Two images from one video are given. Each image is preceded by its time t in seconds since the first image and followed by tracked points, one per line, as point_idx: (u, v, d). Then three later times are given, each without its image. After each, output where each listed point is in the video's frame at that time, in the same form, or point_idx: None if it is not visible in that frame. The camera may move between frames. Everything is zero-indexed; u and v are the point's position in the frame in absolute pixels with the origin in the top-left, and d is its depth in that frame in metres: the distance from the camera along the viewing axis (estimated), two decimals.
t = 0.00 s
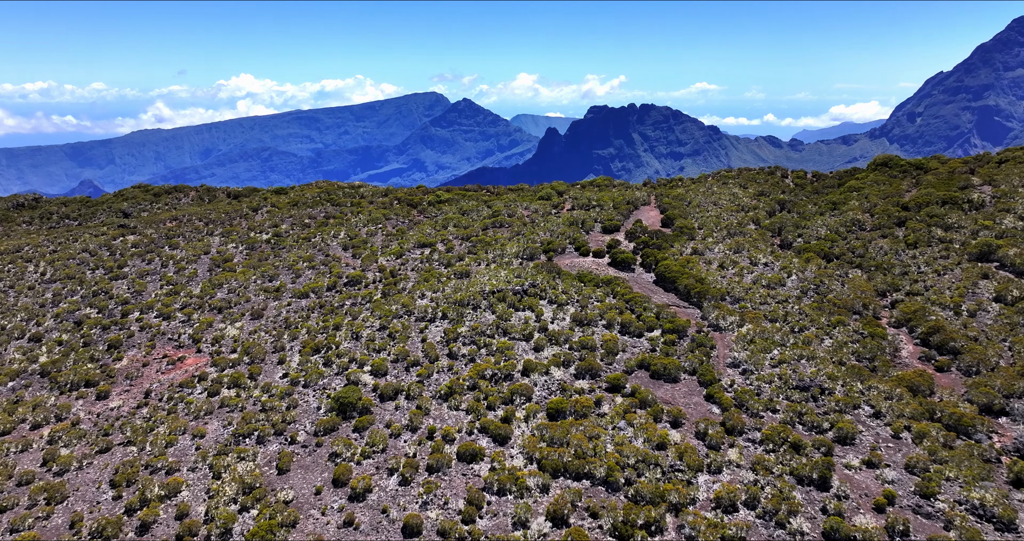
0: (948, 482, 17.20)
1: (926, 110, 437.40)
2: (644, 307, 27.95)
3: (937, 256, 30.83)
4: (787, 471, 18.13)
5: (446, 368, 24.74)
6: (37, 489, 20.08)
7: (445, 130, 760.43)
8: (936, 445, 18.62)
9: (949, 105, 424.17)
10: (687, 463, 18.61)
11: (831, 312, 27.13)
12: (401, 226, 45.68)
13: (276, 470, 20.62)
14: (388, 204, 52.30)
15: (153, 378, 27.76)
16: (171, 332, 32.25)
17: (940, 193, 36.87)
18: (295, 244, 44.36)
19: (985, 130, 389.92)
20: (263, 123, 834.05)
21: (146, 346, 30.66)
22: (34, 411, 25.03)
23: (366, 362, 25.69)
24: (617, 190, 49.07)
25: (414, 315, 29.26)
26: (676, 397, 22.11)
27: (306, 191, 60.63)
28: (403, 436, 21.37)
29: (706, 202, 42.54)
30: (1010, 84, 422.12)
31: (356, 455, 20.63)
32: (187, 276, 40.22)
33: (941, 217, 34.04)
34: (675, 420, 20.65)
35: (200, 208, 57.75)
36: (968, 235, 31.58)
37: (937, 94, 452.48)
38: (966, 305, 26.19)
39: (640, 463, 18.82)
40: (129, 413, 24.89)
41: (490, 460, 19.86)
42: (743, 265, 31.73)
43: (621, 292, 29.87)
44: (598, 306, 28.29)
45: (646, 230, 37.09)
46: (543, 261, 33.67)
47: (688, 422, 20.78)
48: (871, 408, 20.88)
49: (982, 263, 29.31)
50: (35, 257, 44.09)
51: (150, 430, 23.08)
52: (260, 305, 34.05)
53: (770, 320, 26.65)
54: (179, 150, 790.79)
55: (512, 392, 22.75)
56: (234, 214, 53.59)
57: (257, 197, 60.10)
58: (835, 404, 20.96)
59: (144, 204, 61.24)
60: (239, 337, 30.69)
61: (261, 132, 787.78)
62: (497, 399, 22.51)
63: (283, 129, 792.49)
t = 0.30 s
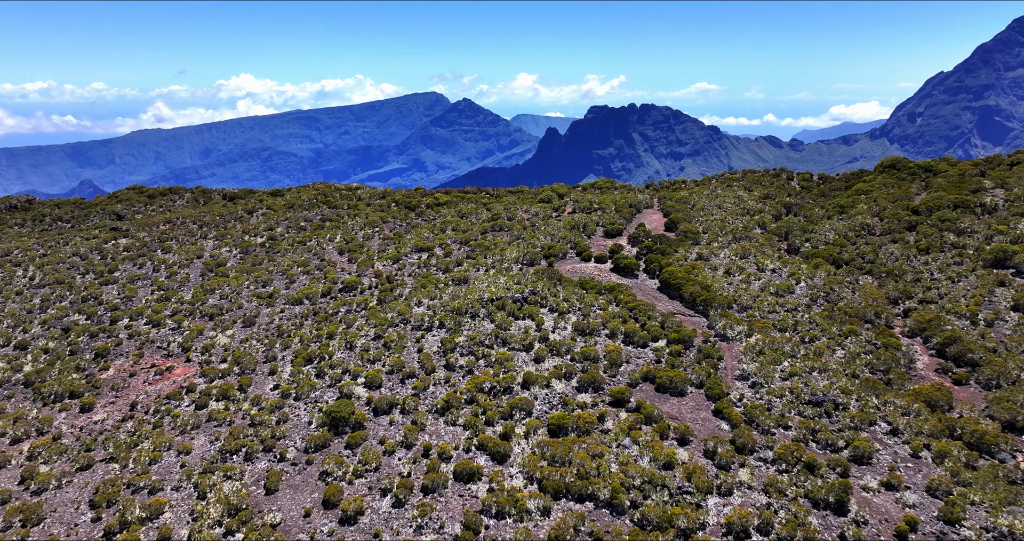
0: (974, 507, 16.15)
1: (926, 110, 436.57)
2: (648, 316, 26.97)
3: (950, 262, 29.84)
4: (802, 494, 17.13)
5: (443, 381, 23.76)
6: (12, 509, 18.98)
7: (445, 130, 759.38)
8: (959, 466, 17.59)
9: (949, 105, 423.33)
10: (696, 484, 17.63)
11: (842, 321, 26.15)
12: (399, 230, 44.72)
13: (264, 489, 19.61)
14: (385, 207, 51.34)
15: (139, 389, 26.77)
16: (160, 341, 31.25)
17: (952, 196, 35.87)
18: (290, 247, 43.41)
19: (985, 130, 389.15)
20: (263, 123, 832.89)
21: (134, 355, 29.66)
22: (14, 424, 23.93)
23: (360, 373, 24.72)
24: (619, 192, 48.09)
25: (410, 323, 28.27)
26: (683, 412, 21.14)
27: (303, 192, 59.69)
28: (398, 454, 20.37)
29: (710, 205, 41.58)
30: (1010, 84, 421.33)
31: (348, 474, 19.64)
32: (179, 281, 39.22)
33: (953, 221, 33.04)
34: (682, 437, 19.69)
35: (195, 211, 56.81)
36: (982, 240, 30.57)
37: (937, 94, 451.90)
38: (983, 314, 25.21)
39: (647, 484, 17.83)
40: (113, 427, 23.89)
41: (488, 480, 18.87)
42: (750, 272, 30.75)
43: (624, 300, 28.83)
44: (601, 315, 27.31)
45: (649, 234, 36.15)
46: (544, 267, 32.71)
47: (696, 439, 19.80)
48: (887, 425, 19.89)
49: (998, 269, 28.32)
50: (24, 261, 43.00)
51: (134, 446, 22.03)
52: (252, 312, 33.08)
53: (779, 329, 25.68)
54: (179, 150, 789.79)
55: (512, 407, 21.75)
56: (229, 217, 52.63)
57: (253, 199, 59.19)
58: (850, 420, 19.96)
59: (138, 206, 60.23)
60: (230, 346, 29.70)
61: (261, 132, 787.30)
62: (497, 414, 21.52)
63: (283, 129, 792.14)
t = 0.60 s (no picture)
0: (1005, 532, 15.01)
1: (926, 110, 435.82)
2: (653, 325, 26.00)
3: (964, 268, 28.88)
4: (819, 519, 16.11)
5: (440, 394, 22.79)
6: None
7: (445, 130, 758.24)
8: (985, 488, 16.54)
9: (949, 105, 422.57)
10: (706, 507, 16.62)
11: (854, 330, 25.17)
12: (396, 233, 43.73)
13: (251, 511, 18.58)
14: (383, 210, 50.41)
15: (125, 401, 25.75)
16: (149, 349, 30.25)
17: (964, 199, 34.88)
18: (284, 251, 42.42)
19: (985, 130, 388.37)
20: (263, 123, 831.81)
21: (121, 365, 28.63)
22: None
23: (353, 386, 23.72)
24: (620, 194, 47.11)
25: (407, 332, 27.30)
26: (690, 428, 20.15)
27: (299, 194, 58.75)
28: (392, 472, 19.37)
29: (715, 208, 40.62)
30: (1009, 84, 420.84)
31: (339, 495, 18.62)
32: (170, 286, 38.20)
33: (966, 225, 32.05)
34: (690, 456, 18.71)
35: (189, 213, 55.82)
36: (997, 245, 29.58)
37: (937, 94, 451.52)
38: (1002, 323, 24.19)
39: (654, 507, 16.81)
40: (95, 442, 22.85)
41: (486, 502, 17.84)
42: (757, 278, 29.80)
43: (628, 307, 27.85)
44: (604, 323, 26.33)
45: (652, 239, 35.18)
46: (545, 273, 31.77)
47: (705, 458, 18.82)
48: (906, 442, 18.89)
49: (1015, 275, 27.32)
50: (12, 264, 41.93)
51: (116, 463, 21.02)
52: (244, 319, 32.10)
53: (789, 339, 24.71)
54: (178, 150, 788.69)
55: (512, 422, 20.76)
56: (224, 220, 51.64)
57: (248, 202, 58.22)
58: (866, 438, 18.96)
59: (132, 208, 59.25)
60: (220, 355, 28.72)
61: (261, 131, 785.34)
62: (495, 430, 20.54)
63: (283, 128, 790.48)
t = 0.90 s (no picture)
0: None
1: (926, 110, 434.75)
2: (658, 334, 25.01)
3: (979, 274, 27.87)
4: None
5: (437, 408, 21.78)
6: None
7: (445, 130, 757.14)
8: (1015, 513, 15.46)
9: (949, 105, 421.75)
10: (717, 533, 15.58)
11: (868, 340, 24.16)
12: (393, 237, 42.76)
13: (235, 534, 17.53)
14: (380, 212, 49.44)
15: (110, 414, 24.75)
16: (136, 358, 29.24)
17: (976, 202, 33.89)
18: (279, 255, 41.46)
19: (985, 130, 387.46)
20: (262, 122, 829.12)
21: (107, 375, 27.63)
22: None
23: (346, 399, 22.74)
24: (622, 197, 46.15)
25: (402, 341, 26.31)
26: (699, 446, 19.18)
27: (296, 196, 57.80)
28: (385, 492, 18.35)
29: (720, 211, 39.66)
30: (1009, 84, 420.23)
31: (329, 517, 17.55)
32: (161, 291, 37.18)
33: (980, 229, 31.04)
34: (700, 477, 17.72)
35: (183, 216, 54.83)
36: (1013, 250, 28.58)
37: (937, 94, 450.94)
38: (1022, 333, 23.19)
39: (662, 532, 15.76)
40: (76, 458, 21.82)
41: (484, 526, 16.77)
42: (765, 285, 28.83)
43: (632, 315, 26.84)
44: (607, 333, 25.33)
45: (656, 243, 34.20)
46: (545, 279, 30.80)
47: (715, 479, 17.82)
48: (927, 462, 17.85)
49: None
50: None
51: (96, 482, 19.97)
52: (236, 327, 31.11)
53: (800, 350, 23.72)
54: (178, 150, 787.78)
55: (511, 439, 19.77)
56: (218, 222, 50.66)
57: (244, 204, 57.26)
58: (885, 457, 17.94)
59: (126, 210, 58.25)
60: (209, 365, 27.73)
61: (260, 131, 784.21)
62: (494, 447, 19.52)
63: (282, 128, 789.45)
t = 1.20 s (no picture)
0: None
1: (926, 110, 433.88)
2: (664, 345, 24.02)
3: (997, 280, 26.82)
4: None
5: (433, 424, 20.78)
6: None
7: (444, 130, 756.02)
8: None
9: (949, 105, 420.54)
10: None
11: (883, 351, 23.13)
12: (390, 240, 41.77)
13: None
14: (377, 215, 48.47)
15: (92, 427, 23.74)
16: (123, 368, 28.24)
17: (990, 205, 32.84)
18: (273, 259, 40.47)
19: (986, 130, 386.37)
20: (262, 122, 828.51)
21: (92, 385, 26.61)
22: None
23: (338, 413, 21.74)
24: (625, 199, 45.15)
25: (398, 351, 25.32)
26: (709, 466, 18.18)
27: (292, 198, 56.83)
28: (377, 515, 17.27)
29: (725, 214, 38.69)
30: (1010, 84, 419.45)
31: None
32: (151, 297, 36.18)
33: (996, 233, 29.98)
34: (710, 500, 16.69)
35: (177, 218, 53.83)
36: None
37: (938, 94, 450.18)
38: None
39: None
40: (55, 476, 20.79)
41: None
42: (774, 292, 27.83)
43: (636, 324, 25.81)
44: (611, 344, 24.33)
45: (660, 248, 33.20)
46: (546, 286, 29.82)
47: (727, 504, 16.75)
48: (952, 484, 16.70)
49: None
50: None
51: (74, 503, 18.93)
52: (227, 335, 30.14)
53: (813, 362, 22.72)
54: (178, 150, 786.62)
55: (510, 457, 18.74)
56: (212, 225, 49.67)
57: (239, 206, 56.23)
58: (907, 479, 16.85)
59: (120, 213, 57.25)
60: (198, 376, 26.74)
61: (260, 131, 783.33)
62: (493, 467, 18.48)
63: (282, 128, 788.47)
